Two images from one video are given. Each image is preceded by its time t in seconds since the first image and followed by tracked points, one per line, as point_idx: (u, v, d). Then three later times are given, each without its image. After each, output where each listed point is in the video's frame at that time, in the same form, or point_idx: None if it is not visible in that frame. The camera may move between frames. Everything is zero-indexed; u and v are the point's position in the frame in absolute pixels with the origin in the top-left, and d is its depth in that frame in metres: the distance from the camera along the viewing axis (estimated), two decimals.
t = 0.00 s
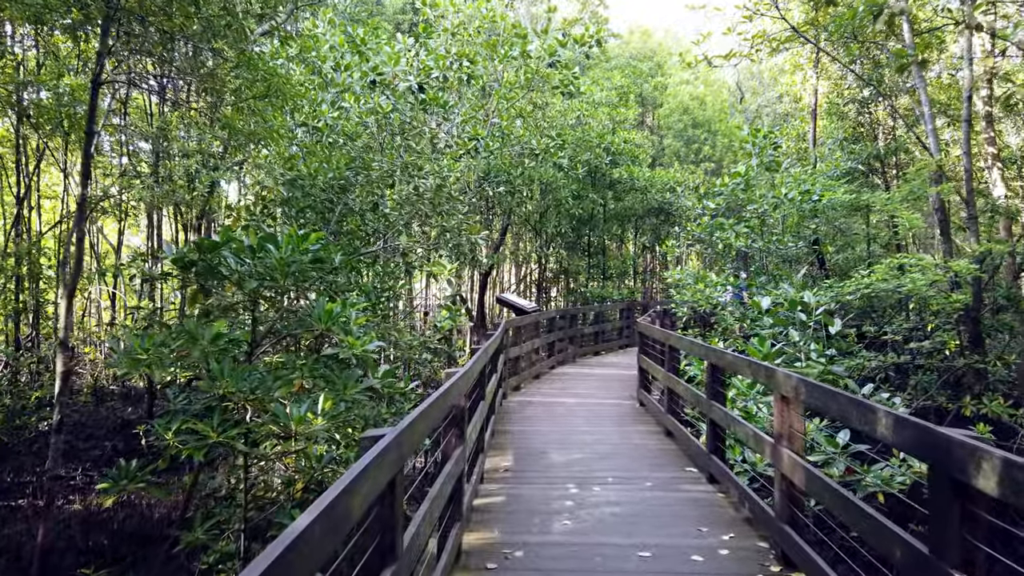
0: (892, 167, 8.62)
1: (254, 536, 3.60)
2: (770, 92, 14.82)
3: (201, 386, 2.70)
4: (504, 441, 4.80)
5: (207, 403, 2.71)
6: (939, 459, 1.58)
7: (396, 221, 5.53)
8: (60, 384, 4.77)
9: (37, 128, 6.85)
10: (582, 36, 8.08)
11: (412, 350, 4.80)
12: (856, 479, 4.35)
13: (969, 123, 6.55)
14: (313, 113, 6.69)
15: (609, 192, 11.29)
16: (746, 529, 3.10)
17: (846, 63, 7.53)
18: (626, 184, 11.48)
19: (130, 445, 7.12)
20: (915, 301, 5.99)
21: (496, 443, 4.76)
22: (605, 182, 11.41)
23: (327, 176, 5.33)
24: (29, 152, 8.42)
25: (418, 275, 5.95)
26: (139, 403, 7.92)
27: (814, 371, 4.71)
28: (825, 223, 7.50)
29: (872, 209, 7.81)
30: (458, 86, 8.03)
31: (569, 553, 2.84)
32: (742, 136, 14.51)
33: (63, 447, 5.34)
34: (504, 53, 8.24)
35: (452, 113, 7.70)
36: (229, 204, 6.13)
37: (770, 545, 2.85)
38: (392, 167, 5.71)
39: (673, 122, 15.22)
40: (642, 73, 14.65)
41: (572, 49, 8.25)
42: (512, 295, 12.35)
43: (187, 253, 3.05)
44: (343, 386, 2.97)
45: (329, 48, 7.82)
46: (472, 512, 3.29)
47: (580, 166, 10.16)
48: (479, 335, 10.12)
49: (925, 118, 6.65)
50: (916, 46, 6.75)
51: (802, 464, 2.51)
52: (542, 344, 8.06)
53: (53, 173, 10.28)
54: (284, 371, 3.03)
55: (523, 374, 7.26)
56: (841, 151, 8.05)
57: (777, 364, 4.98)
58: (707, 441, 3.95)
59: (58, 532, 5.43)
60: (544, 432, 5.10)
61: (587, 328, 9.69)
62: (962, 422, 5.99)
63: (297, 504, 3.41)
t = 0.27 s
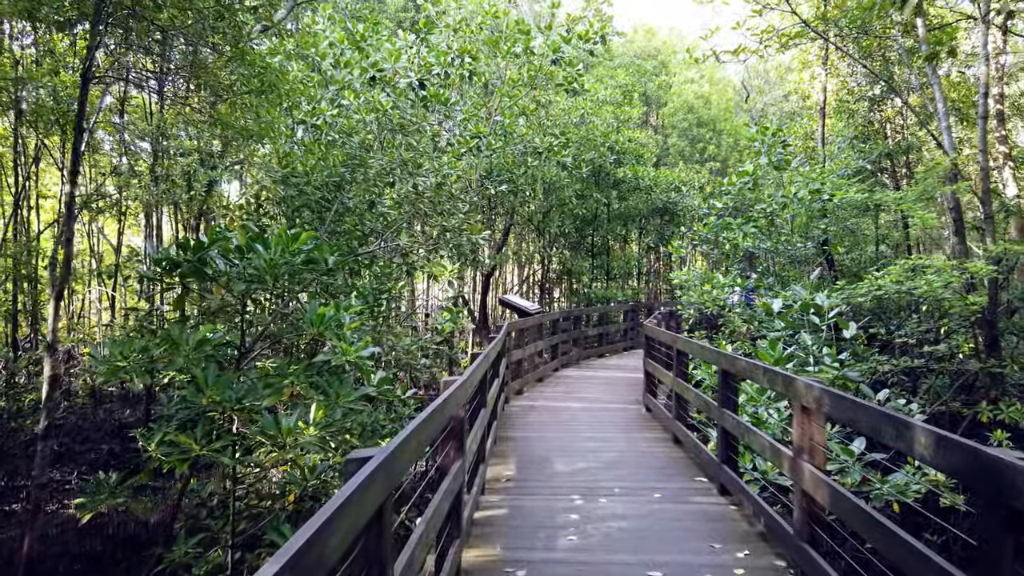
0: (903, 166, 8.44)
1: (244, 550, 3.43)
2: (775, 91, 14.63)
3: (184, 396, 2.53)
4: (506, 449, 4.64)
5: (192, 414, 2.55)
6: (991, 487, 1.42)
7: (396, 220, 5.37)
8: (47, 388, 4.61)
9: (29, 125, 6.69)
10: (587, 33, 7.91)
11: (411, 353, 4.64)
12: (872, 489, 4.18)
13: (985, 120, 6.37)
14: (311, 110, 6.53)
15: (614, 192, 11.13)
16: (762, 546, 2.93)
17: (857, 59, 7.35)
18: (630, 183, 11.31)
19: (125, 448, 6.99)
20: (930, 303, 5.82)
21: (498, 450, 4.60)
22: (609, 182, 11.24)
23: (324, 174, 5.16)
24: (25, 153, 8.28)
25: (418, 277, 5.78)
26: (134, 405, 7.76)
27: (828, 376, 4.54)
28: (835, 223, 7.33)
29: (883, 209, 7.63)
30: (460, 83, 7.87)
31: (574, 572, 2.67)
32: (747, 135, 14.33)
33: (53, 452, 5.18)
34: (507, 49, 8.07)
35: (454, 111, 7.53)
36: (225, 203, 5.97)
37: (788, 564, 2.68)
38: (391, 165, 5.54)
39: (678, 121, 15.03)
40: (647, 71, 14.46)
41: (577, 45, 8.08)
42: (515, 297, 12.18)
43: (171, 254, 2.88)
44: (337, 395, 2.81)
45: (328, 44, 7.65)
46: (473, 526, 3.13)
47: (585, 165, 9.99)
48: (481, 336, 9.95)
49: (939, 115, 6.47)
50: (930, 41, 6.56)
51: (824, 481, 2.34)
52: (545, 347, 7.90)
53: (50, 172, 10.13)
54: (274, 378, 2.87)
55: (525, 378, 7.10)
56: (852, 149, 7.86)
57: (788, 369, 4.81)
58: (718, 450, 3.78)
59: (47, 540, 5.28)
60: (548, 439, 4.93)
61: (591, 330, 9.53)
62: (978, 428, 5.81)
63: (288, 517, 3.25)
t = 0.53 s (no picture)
0: (910, 163, 8.26)
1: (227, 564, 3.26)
2: (778, 89, 14.47)
3: (155, 404, 2.36)
4: (504, 456, 4.46)
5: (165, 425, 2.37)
6: None
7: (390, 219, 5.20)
8: (27, 393, 4.43)
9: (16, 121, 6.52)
10: (588, 27, 7.73)
11: (405, 356, 4.46)
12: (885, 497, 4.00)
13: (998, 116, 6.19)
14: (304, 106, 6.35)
15: (615, 191, 10.96)
16: (773, 562, 2.76)
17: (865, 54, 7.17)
18: (632, 182, 11.13)
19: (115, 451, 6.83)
20: (941, 304, 5.64)
21: (495, 457, 4.42)
22: (611, 181, 11.07)
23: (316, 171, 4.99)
24: (15, 152, 8.11)
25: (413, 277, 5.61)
26: (124, 408, 7.57)
27: (837, 380, 4.36)
28: (842, 222, 7.17)
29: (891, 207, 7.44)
30: (458, 79, 7.70)
31: None
32: (750, 134, 14.16)
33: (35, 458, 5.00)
34: (506, 44, 7.89)
35: (451, 107, 7.35)
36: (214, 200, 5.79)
37: None
38: (385, 161, 5.37)
39: (680, 119, 14.85)
40: (648, 69, 14.29)
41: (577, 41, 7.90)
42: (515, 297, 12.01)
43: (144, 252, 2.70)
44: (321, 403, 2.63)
45: (323, 39, 7.48)
46: (467, 540, 2.95)
47: (585, 164, 9.82)
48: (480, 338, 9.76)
49: (950, 111, 6.29)
50: (941, 35, 6.38)
51: (843, 496, 2.17)
52: (545, 348, 7.73)
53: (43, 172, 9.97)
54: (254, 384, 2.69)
55: (525, 380, 6.94)
56: (859, 146, 7.69)
57: (796, 372, 4.63)
58: (724, 458, 3.60)
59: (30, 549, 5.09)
60: (547, 445, 4.75)
61: (592, 332, 9.36)
62: (991, 432, 5.63)
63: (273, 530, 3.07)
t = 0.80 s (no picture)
0: (915, 160, 8.10)
1: None
2: (779, 87, 14.31)
3: (117, 416, 2.16)
4: (498, 463, 4.29)
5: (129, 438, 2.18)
6: None
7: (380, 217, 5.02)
8: None
9: None
10: (586, 22, 7.57)
11: (395, 359, 4.28)
12: (895, 506, 3.83)
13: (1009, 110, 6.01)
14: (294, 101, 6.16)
15: (614, 189, 10.80)
16: None
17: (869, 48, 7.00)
18: (631, 180, 10.96)
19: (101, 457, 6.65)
20: (950, 304, 5.47)
21: (489, 464, 4.24)
22: (609, 179, 10.90)
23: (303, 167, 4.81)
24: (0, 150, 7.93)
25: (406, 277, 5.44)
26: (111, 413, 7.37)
27: (846, 384, 4.18)
28: (845, 221, 7.01)
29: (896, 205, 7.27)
30: (454, 74, 7.52)
31: None
32: (750, 132, 14.00)
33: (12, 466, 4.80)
34: (502, 39, 7.71)
35: (446, 103, 7.17)
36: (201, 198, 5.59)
37: None
38: (376, 158, 5.19)
39: (679, 117, 14.68)
40: (648, 67, 14.12)
41: (576, 35, 7.74)
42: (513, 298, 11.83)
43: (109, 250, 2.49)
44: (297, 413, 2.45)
45: (315, 34, 7.31)
46: (456, 557, 2.78)
47: (584, 162, 9.65)
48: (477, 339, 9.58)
49: (958, 105, 6.12)
50: (949, 28, 6.21)
51: (860, 514, 2.00)
52: (542, 350, 7.56)
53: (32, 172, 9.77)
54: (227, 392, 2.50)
55: (522, 383, 6.77)
56: (864, 143, 7.52)
57: (802, 375, 4.46)
58: (729, 468, 3.43)
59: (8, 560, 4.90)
60: (544, 452, 4.58)
61: (591, 333, 9.18)
62: (1001, 436, 5.46)
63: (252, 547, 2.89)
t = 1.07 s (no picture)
0: (918, 156, 7.94)
1: None
2: (777, 84, 14.17)
3: (76, 426, 1.98)
4: (493, 469, 4.12)
5: (88, 449, 1.99)
6: None
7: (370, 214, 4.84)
8: None
9: None
10: (584, 15, 7.40)
11: (385, 360, 4.10)
12: (906, 513, 3.68)
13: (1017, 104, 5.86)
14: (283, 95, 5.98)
15: (612, 187, 10.63)
16: None
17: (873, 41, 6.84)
18: (629, 177, 10.80)
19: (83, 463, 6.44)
20: (958, 302, 5.31)
21: (484, 470, 4.08)
22: (607, 176, 10.74)
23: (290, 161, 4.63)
24: None
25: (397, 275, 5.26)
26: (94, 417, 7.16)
27: (854, 385, 4.03)
28: (849, 218, 6.86)
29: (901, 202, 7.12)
30: (448, 68, 7.34)
31: None
32: (749, 130, 13.86)
33: None
34: (498, 32, 7.54)
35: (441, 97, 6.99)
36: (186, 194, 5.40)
37: None
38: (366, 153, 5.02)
39: (677, 115, 14.52)
40: (645, 64, 13.96)
41: (573, 29, 7.57)
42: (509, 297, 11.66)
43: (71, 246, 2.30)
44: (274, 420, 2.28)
45: (306, 27, 7.12)
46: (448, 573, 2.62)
47: (581, 158, 9.48)
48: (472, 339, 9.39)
49: (966, 99, 5.97)
50: (957, 19, 6.05)
51: (884, 531, 1.84)
52: (539, 350, 7.39)
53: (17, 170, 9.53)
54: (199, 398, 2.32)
55: (518, 384, 6.60)
56: (867, 139, 7.37)
57: (808, 376, 4.30)
58: (734, 475, 3.27)
59: None
60: (540, 457, 4.41)
61: (588, 333, 9.01)
62: (1009, 439, 5.32)
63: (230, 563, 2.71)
